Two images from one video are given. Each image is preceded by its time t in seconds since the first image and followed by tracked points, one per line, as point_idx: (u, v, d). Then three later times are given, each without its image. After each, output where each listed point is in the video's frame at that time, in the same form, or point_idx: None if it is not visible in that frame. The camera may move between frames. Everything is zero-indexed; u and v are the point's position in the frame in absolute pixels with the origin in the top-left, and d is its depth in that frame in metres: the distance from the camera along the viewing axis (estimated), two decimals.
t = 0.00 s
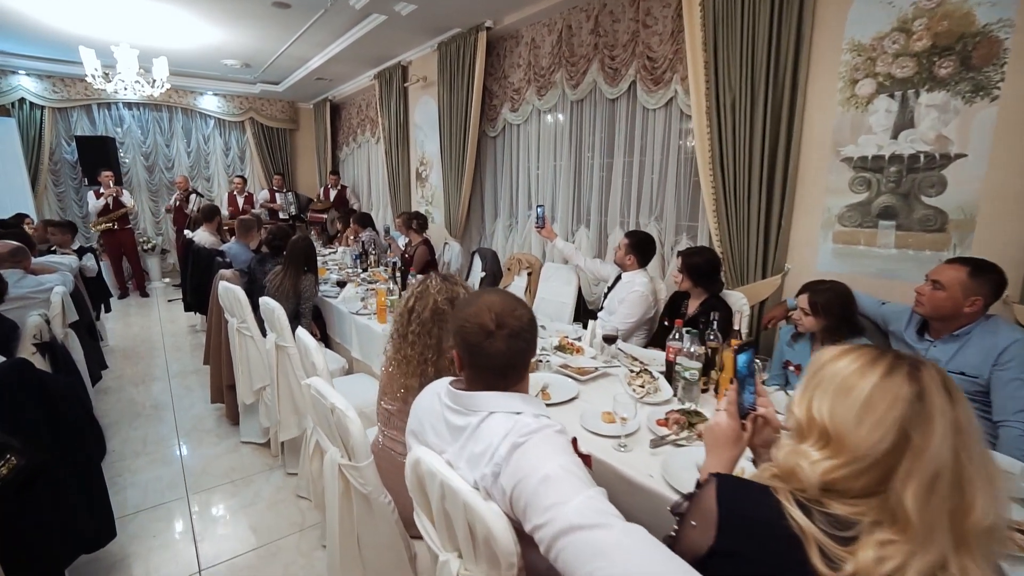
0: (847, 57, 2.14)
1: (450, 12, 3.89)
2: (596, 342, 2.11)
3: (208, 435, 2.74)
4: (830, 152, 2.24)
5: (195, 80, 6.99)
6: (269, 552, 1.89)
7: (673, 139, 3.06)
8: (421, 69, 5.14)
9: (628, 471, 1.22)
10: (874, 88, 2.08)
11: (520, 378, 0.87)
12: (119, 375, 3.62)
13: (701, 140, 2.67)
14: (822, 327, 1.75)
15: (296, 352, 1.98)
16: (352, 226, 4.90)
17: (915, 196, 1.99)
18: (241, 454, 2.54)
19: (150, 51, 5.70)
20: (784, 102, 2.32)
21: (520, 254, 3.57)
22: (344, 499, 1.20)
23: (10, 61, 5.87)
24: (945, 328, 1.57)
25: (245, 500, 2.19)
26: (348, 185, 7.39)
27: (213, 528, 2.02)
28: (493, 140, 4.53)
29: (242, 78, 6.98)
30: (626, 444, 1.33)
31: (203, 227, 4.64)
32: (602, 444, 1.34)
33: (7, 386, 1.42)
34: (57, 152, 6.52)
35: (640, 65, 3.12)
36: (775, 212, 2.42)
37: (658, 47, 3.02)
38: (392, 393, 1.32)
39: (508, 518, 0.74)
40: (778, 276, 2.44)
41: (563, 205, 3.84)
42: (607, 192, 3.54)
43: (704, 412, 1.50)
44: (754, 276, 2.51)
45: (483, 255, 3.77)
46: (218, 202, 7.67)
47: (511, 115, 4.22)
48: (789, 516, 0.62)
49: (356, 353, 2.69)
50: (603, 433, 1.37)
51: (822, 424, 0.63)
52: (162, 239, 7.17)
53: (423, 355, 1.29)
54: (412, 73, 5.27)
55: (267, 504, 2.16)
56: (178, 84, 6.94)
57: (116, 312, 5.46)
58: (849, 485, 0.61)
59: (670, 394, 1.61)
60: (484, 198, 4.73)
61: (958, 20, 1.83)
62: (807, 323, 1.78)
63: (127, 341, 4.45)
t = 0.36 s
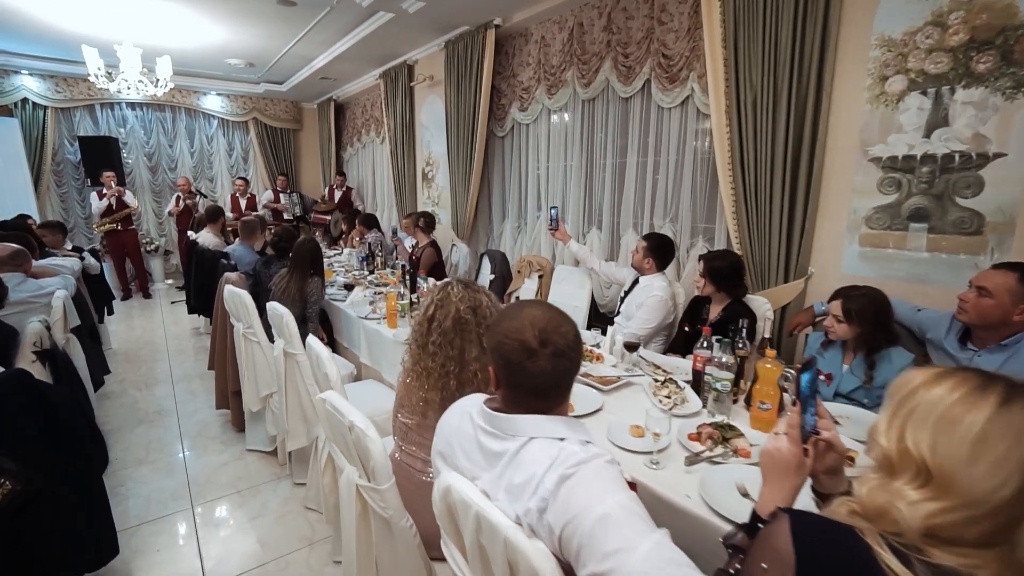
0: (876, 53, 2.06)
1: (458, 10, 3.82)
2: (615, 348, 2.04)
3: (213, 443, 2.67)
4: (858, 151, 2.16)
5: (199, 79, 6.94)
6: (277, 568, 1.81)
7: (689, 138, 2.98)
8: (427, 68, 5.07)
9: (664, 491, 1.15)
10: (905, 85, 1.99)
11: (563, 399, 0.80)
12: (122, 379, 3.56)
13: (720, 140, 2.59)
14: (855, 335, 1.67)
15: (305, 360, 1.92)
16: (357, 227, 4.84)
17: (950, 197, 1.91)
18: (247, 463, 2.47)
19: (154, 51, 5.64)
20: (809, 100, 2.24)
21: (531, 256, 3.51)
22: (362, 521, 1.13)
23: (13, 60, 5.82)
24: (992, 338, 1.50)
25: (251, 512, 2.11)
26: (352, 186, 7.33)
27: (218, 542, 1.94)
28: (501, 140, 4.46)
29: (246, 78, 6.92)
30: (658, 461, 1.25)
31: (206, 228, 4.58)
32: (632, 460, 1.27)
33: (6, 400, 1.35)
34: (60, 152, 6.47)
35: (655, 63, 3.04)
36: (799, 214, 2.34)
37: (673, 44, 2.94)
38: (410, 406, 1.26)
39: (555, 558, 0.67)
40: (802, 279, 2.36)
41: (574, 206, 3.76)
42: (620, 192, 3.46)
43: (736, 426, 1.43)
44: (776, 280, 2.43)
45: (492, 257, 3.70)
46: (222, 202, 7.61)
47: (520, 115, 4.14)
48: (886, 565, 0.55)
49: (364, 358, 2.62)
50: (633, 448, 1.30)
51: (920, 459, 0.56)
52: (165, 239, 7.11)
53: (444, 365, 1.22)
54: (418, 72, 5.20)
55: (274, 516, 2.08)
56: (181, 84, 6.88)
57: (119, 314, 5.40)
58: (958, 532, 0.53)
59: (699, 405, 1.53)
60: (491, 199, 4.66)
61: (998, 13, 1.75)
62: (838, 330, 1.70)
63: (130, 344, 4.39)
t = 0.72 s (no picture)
0: (922, 46, 1.95)
1: (473, 6, 3.74)
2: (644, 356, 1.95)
3: (223, 449, 2.60)
4: (900, 149, 2.05)
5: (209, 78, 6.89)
6: None
7: (715, 137, 2.88)
8: (440, 66, 4.99)
9: (715, 517, 1.06)
10: (953, 79, 1.88)
11: (624, 426, 0.72)
12: (131, 381, 3.50)
13: (749, 139, 2.49)
14: (905, 344, 1.56)
15: (322, 366, 1.84)
16: (368, 227, 4.76)
17: (1003, 198, 1.79)
18: (258, 471, 2.39)
19: (164, 49, 5.59)
20: (848, 95, 2.13)
21: (548, 258, 3.43)
22: (388, 547, 1.04)
23: (24, 59, 5.79)
24: None
25: (262, 523, 2.04)
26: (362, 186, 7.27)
27: (229, 555, 1.86)
28: (516, 139, 4.37)
29: (256, 77, 6.86)
30: (705, 482, 1.16)
31: (216, 228, 4.51)
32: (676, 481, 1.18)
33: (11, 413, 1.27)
34: (71, 151, 6.45)
35: (679, 59, 2.94)
36: (834, 215, 2.23)
37: (699, 39, 2.84)
38: (437, 420, 1.18)
39: None
40: (837, 284, 2.25)
41: (592, 206, 3.67)
42: (640, 193, 3.37)
43: (784, 444, 1.33)
44: (808, 284, 2.33)
45: (508, 259, 3.62)
46: (231, 202, 7.57)
47: (536, 113, 4.05)
48: None
49: (378, 363, 2.54)
50: (674, 467, 1.21)
51: None
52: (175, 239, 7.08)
53: (475, 377, 1.14)
54: (430, 70, 5.13)
55: (286, 529, 2.00)
56: (191, 82, 6.84)
57: (128, 314, 5.36)
58: None
59: (741, 420, 1.44)
60: (505, 199, 4.57)
61: None
62: (887, 339, 1.59)
63: (139, 345, 4.34)
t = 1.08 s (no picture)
0: (982, 35, 1.81)
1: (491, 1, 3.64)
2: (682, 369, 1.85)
3: (236, 459, 2.51)
4: (955, 147, 1.91)
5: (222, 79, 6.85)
6: None
7: (747, 135, 2.76)
8: (455, 64, 4.90)
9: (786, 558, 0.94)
10: (1017, 70, 1.75)
11: (715, 474, 0.61)
12: (143, 386, 3.44)
13: (786, 137, 2.36)
14: (974, 359, 1.43)
15: (341, 379, 1.75)
16: (382, 229, 4.68)
17: None
18: (272, 484, 2.30)
19: (176, 49, 5.55)
20: (897, 89, 2.00)
21: (569, 261, 3.34)
22: None
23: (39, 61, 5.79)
24: None
25: (277, 541, 1.94)
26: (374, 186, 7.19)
27: None
28: (533, 139, 4.27)
29: (268, 77, 6.81)
30: (769, 515, 1.04)
31: (229, 230, 4.45)
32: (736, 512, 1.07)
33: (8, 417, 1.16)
34: (85, 153, 6.44)
35: (708, 54, 2.82)
36: (881, 217, 2.10)
37: (730, 33, 2.71)
38: (474, 444, 1.08)
39: None
40: (882, 291, 2.12)
41: (614, 207, 3.55)
42: (666, 193, 3.25)
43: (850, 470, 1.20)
44: (851, 291, 2.20)
45: (527, 262, 3.52)
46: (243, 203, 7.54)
47: (555, 112, 3.94)
48: None
49: (396, 371, 2.45)
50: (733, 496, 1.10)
51: None
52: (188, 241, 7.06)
53: (516, 399, 1.05)
54: (445, 69, 5.04)
55: (302, 548, 1.91)
56: (204, 83, 6.81)
57: (141, 316, 5.32)
58: None
59: (798, 442, 1.31)
60: (522, 199, 4.47)
61: None
62: (952, 352, 1.45)
63: (151, 348, 4.28)
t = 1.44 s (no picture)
0: None
1: None
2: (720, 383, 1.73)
3: (248, 470, 2.44)
4: (1018, 144, 1.77)
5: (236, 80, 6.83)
6: None
7: (780, 132, 2.62)
8: (471, 63, 4.81)
9: None
10: None
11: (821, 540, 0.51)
12: (156, 390, 3.39)
13: (824, 133, 2.23)
14: None
15: (357, 391, 1.66)
16: (396, 231, 4.60)
17: None
18: (285, 496, 2.22)
19: (191, 50, 5.52)
20: (952, 82, 1.86)
21: (590, 265, 3.24)
22: None
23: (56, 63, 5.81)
24: None
25: (291, 558, 1.86)
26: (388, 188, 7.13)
27: None
28: (552, 139, 4.17)
29: (283, 78, 6.77)
30: (839, 557, 0.93)
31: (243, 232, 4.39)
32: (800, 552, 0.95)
33: None
34: (102, 155, 6.46)
35: (739, 48, 2.69)
36: (931, 220, 1.95)
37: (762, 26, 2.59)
38: (504, 472, 0.99)
39: None
40: (933, 298, 1.98)
41: (636, 209, 3.44)
42: (692, 194, 3.12)
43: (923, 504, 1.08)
44: (897, 298, 2.06)
45: (547, 265, 3.42)
46: (257, 204, 7.52)
47: (574, 111, 3.84)
48: None
49: (413, 380, 2.35)
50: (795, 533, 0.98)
51: None
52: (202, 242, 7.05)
53: (551, 426, 0.95)
54: (460, 68, 4.95)
55: (316, 567, 1.82)
56: (219, 85, 6.79)
57: (155, 318, 5.31)
58: None
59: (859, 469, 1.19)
60: (539, 201, 4.36)
61: None
62: None
63: (165, 351, 4.25)
